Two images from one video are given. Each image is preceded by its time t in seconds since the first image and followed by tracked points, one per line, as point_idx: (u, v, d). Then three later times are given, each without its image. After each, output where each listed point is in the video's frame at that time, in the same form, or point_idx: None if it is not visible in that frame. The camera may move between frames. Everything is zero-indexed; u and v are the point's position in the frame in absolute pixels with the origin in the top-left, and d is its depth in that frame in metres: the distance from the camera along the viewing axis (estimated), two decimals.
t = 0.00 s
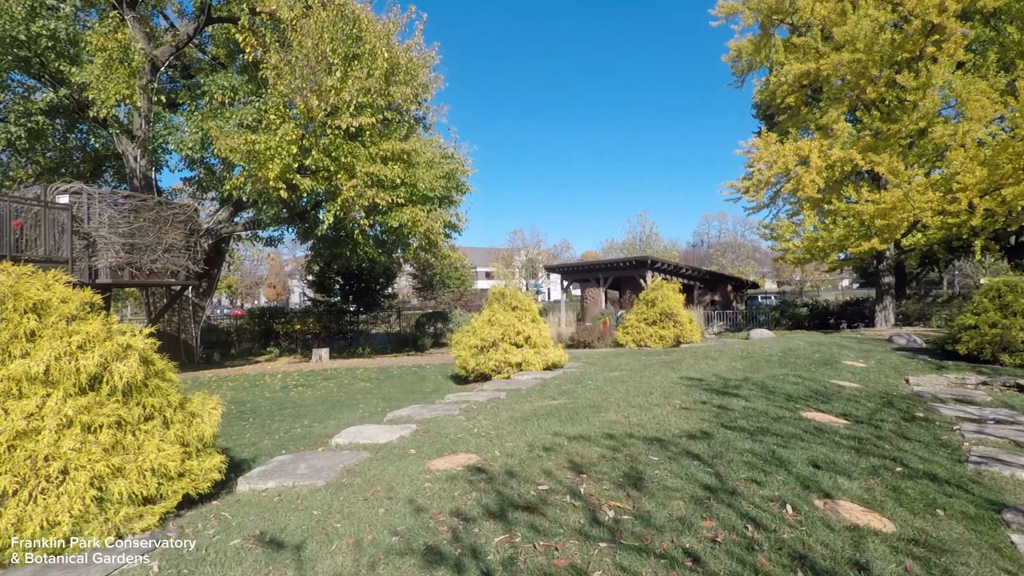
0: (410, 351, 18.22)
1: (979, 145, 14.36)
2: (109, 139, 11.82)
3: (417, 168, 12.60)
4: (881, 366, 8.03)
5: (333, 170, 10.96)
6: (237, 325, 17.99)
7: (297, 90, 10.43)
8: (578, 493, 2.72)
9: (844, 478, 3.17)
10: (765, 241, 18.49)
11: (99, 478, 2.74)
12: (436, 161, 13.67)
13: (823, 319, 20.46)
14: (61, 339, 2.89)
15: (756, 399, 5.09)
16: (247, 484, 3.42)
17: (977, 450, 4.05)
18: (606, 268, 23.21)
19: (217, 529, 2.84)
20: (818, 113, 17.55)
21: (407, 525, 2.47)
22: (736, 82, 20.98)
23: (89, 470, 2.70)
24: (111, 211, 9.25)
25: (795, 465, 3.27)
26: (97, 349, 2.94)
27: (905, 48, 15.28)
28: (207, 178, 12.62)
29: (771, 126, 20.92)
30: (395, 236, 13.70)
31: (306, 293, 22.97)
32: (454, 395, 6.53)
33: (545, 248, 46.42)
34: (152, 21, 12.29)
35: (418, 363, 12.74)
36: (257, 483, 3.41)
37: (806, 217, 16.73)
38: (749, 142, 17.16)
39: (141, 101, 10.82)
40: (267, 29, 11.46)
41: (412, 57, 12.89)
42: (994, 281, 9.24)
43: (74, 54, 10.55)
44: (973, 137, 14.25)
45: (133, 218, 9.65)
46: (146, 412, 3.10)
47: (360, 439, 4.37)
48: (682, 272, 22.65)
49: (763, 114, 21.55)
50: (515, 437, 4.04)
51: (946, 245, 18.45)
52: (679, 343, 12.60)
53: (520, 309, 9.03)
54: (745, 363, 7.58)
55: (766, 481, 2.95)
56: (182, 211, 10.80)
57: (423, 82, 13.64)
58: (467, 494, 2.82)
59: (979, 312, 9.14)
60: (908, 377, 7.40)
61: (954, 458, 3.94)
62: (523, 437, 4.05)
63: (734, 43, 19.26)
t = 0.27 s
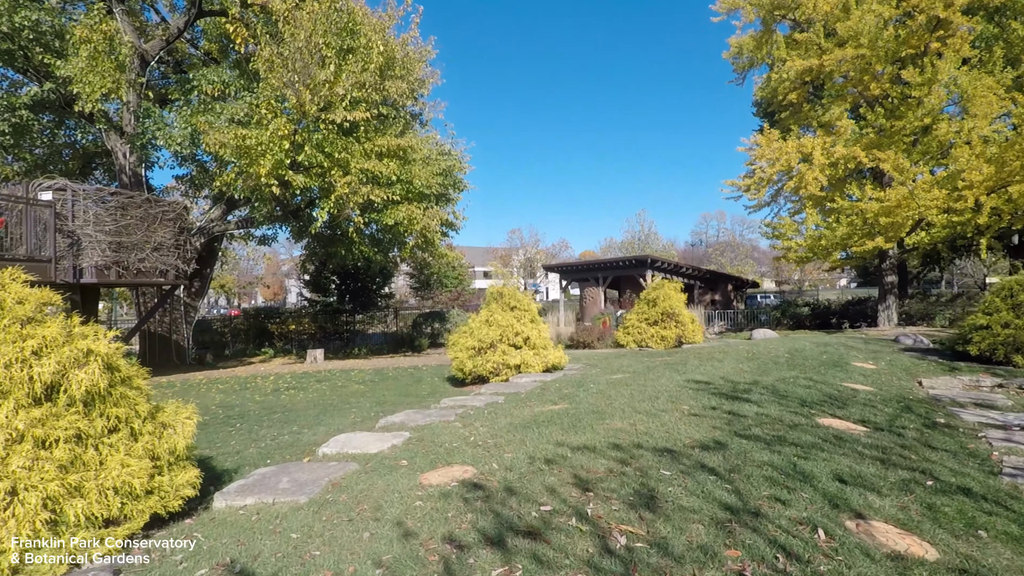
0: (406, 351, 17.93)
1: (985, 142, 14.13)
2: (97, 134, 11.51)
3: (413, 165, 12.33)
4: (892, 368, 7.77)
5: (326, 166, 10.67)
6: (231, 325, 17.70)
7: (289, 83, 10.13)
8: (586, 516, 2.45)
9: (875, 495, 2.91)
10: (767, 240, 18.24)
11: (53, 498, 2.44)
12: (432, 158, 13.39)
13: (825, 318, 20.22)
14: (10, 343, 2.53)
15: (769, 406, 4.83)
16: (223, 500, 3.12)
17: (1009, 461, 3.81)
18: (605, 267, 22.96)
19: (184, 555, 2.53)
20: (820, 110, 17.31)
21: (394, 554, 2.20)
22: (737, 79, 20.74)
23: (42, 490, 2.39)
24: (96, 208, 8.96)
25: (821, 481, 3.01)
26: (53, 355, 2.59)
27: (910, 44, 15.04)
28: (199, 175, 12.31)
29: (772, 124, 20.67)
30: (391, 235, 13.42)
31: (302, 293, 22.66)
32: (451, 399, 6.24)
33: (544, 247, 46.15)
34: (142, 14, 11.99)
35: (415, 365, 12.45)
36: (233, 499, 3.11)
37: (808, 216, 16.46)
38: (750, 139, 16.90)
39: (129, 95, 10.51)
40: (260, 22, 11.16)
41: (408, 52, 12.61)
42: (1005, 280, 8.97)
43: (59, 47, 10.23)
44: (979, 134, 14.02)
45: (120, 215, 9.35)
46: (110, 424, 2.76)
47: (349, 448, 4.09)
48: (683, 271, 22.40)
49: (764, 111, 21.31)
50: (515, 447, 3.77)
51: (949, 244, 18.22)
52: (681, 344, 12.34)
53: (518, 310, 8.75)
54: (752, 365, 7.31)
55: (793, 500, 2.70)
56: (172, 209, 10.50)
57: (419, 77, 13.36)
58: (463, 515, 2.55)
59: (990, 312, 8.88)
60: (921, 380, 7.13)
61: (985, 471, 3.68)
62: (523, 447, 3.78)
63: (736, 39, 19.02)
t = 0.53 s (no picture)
0: (398, 354, 17.65)
1: (983, 145, 14.00)
2: (79, 130, 11.17)
3: (406, 165, 12.06)
4: (896, 374, 7.54)
5: (316, 166, 10.39)
6: (220, 327, 17.35)
7: (277, 79, 9.81)
8: (593, 558, 2.22)
9: (904, 525, 2.70)
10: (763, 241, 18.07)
11: None
12: (425, 157, 13.11)
13: (821, 320, 20.08)
14: None
15: (777, 418, 4.60)
16: (192, 532, 2.87)
17: None
18: (600, 268, 22.75)
19: None
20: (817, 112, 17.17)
21: None
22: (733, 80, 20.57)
23: None
24: (74, 207, 8.65)
25: (844, 509, 2.80)
26: None
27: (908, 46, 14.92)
28: (185, 174, 11.98)
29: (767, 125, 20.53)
30: (382, 236, 13.15)
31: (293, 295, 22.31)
32: (442, 410, 6.00)
33: (538, 248, 45.90)
34: (128, 7, 11.64)
35: (406, 369, 12.19)
36: (204, 531, 2.86)
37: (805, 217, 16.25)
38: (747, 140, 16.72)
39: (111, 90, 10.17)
40: (248, 17, 10.85)
41: (401, 49, 12.33)
42: (1008, 284, 8.72)
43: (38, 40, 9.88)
44: (977, 136, 13.89)
45: (100, 215, 9.03)
46: (60, 454, 2.48)
47: (333, 467, 3.82)
48: (678, 272, 22.24)
49: (760, 112, 21.15)
50: (512, 467, 3.53)
51: (945, 246, 18.13)
52: (679, 347, 12.13)
53: (513, 314, 8.51)
54: (754, 371, 7.10)
55: (818, 533, 2.48)
56: (155, 208, 10.13)
57: (413, 75, 13.09)
58: (456, 555, 2.33)
59: (993, 316, 8.67)
60: (927, 387, 6.93)
61: (1011, 491, 3.46)
62: (520, 467, 3.54)
63: (733, 40, 18.86)
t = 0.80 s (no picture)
0: (383, 357, 17.32)
1: (969, 147, 14.00)
2: (48, 125, 10.72)
3: (390, 163, 11.77)
4: (889, 377, 7.39)
5: (296, 163, 10.08)
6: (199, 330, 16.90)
7: (256, 73, 9.45)
8: None
9: (923, 548, 2.52)
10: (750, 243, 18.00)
11: None
12: (410, 156, 12.83)
13: (807, 320, 20.09)
14: None
15: (776, 427, 4.42)
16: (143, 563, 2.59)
17: None
18: (587, 269, 22.60)
19: None
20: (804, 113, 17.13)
21: None
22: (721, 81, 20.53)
23: None
24: (39, 205, 8.28)
25: (857, 531, 2.61)
26: None
27: (895, 48, 14.93)
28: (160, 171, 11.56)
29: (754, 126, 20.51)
30: (366, 236, 12.85)
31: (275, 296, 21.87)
32: (425, 419, 5.80)
33: (525, 248, 45.70)
34: None
35: (390, 373, 11.90)
36: (158, 562, 2.58)
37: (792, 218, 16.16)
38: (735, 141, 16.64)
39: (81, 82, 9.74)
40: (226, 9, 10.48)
41: (386, 45, 12.04)
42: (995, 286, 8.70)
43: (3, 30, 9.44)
44: (963, 139, 13.89)
45: (67, 214, 8.64)
46: None
47: (305, 488, 3.55)
48: (665, 273, 22.16)
49: (747, 113, 21.13)
50: (500, 485, 3.30)
51: (929, 247, 18.20)
52: (668, 350, 11.97)
53: (500, 317, 8.28)
54: (746, 375, 6.93)
55: (834, 562, 2.28)
56: (127, 206, 9.75)
57: (397, 72, 12.80)
58: None
59: (982, 318, 8.57)
60: (921, 390, 6.79)
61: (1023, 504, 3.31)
62: (508, 485, 3.31)
63: (720, 40, 18.79)
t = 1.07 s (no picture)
0: (337, 361, 16.78)
1: (912, 155, 14.50)
2: None
3: (344, 160, 11.34)
4: (843, 378, 7.45)
5: (242, 158, 9.56)
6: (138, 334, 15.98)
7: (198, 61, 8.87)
8: None
9: (900, 563, 2.42)
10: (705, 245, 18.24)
11: None
12: (365, 153, 12.40)
13: (760, 320, 20.52)
14: None
15: (742, 433, 4.32)
16: None
17: (1011, 495, 3.40)
18: (546, 270, 22.53)
19: None
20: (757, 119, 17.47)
21: None
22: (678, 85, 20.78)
23: None
24: None
25: (833, 548, 2.49)
26: None
27: (844, 57, 15.36)
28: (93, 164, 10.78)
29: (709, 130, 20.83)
30: (318, 235, 12.36)
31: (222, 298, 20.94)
32: (378, 431, 5.56)
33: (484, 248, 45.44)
34: None
35: (344, 378, 11.46)
36: None
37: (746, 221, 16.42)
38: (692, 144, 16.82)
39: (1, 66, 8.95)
40: None
41: (339, 38, 11.58)
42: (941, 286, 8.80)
43: None
44: (907, 146, 14.38)
45: None
46: None
47: (243, 517, 3.24)
48: (623, 274, 22.28)
49: (703, 118, 21.47)
50: (457, 509, 3.07)
51: (874, 250, 18.84)
52: (627, 352, 11.94)
53: (458, 321, 8.02)
54: (708, 378, 6.88)
55: None
56: (53, 202, 9.05)
57: (352, 66, 12.35)
58: None
59: (928, 318, 8.76)
60: (875, 390, 6.85)
61: (987, 507, 3.28)
62: (466, 509, 3.09)
63: (678, 44, 18.99)
